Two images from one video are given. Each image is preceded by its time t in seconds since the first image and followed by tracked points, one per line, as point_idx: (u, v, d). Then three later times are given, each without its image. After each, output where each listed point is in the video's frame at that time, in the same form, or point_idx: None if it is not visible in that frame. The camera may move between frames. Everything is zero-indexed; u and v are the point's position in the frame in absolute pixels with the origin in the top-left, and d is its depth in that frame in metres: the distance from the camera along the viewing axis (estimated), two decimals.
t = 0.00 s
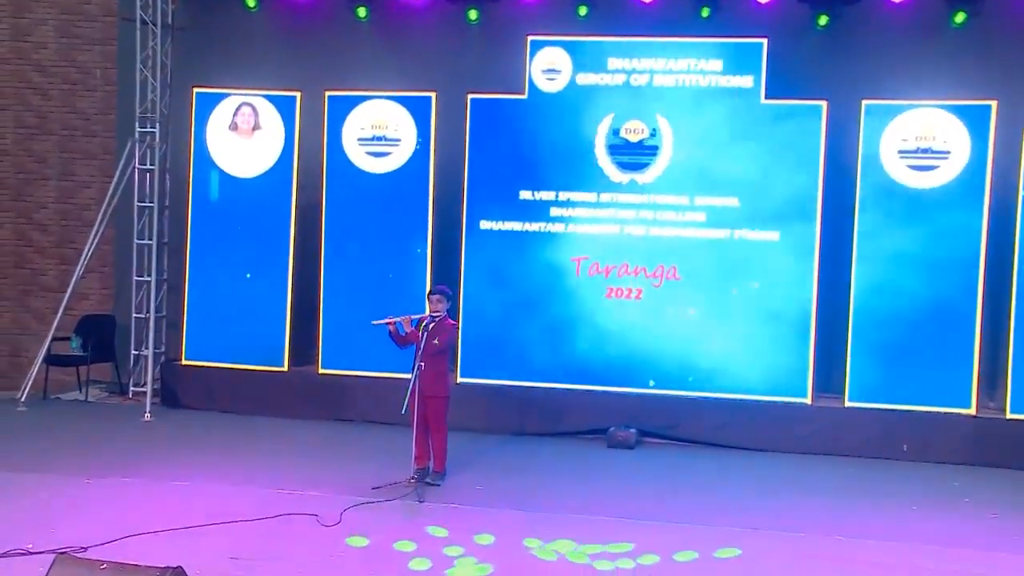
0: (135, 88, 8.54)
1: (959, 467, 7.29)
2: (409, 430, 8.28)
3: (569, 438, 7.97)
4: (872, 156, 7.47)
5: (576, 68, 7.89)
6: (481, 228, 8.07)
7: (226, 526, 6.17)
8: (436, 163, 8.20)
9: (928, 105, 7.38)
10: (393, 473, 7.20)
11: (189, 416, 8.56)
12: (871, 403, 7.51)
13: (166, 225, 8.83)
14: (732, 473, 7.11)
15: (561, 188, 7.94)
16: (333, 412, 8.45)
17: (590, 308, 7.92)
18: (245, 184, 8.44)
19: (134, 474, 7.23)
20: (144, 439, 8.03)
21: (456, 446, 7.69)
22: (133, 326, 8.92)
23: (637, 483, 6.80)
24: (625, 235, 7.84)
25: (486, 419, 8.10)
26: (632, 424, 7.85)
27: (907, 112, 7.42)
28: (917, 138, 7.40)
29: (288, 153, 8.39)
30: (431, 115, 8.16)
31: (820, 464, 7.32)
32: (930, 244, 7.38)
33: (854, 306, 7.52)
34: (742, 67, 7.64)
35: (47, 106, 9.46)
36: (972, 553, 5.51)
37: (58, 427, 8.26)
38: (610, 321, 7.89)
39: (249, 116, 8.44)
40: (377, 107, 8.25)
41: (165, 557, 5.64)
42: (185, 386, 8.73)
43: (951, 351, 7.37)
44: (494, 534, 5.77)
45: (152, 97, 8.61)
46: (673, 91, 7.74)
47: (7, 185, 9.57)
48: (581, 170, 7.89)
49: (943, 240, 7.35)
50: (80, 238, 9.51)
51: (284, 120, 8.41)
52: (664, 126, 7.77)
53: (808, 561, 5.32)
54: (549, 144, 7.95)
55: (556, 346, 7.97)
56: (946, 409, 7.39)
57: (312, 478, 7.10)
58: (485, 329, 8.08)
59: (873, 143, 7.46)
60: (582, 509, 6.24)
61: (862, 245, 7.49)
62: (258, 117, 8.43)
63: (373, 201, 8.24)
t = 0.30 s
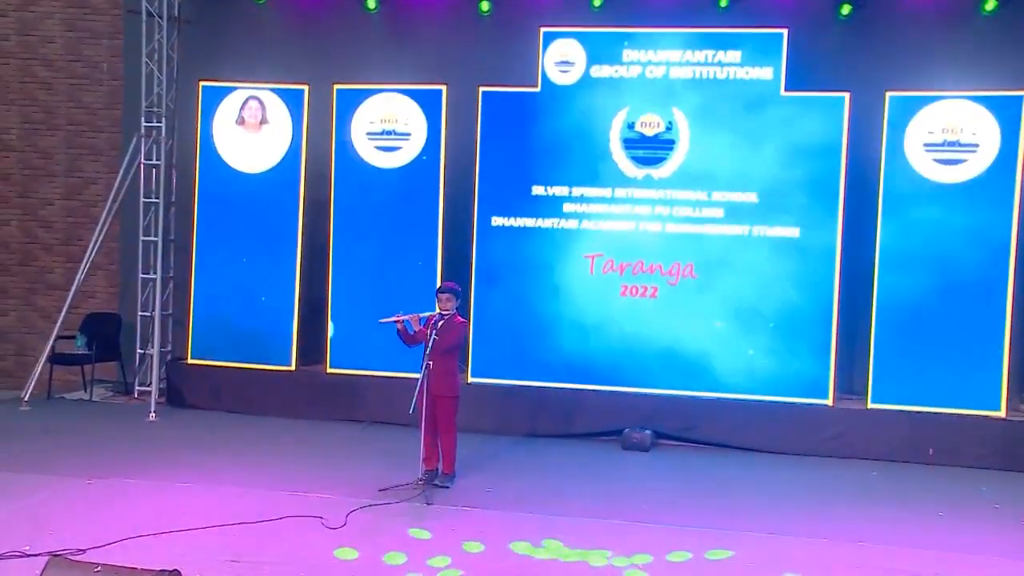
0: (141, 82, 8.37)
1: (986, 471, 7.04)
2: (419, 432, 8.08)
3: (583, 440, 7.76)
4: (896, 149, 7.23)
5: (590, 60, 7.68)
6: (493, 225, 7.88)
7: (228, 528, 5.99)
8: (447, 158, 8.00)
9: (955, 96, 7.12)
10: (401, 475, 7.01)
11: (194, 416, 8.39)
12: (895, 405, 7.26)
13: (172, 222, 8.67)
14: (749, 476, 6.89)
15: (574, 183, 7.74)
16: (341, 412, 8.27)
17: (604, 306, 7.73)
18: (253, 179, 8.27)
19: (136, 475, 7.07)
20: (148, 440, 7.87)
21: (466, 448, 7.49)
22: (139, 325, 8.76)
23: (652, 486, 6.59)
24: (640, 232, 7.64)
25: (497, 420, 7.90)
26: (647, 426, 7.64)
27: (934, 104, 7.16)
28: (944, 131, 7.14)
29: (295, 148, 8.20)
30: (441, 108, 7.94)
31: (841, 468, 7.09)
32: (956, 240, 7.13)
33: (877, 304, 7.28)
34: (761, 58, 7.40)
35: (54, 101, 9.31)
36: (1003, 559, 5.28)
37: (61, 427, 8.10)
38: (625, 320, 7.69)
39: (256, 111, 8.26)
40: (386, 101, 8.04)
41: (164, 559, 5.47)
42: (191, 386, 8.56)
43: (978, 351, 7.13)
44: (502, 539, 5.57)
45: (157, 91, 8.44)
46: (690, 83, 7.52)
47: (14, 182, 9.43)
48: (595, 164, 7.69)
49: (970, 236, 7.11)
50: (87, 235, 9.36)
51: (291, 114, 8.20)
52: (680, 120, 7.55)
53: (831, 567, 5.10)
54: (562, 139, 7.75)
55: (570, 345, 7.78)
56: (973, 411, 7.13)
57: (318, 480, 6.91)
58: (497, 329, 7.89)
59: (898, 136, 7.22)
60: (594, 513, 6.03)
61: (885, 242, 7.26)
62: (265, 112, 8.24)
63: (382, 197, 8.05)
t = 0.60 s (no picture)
0: (146, 75, 8.18)
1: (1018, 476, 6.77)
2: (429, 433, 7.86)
3: (598, 443, 7.53)
4: (924, 142, 6.97)
5: (606, 50, 7.46)
6: (505, 221, 7.66)
7: (229, 531, 5.79)
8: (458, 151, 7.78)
9: (986, 85, 6.85)
10: (410, 477, 6.79)
11: (199, 416, 8.19)
12: (922, 407, 6.99)
13: (177, 218, 8.48)
14: (770, 480, 6.64)
15: (589, 178, 7.51)
16: (350, 413, 8.06)
17: (619, 304, 7.49)
18: (260, 174, 8.07)
19: (137, 476, 6.87)
20: (151, 441, 7.67)
21: (477, 449, 7.27)
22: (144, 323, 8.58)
23: (669, 490, 6.34)
24: (657, 227, 7.40)
25: (509, 421, 7.68)
26: (664, 428, 7.40)
27: (964, 94, 6.90)
28: (975, 121, 6.88)
29: (303, 141, 7.99)
30: (452, 100, 7.73)
31: (866, 472, 6.83)
32: (987, 235, 6.86)
33: (903, 303, 7.02)
34: (783, 47, 7.15)
35: (60, 95, 9.14)
36: None
37: (63, 427, 7.92)
38: (641, 319, 7.45)
39: (263, 103, 8.06)
40: (396, 93, 7.84)
41: (160, 563, 5.27)
42: (197, 386, 8.36)
43: (1010, 351, 6.84)
44: (511, 543, 5.34)
45: (163, 83, 8.25)
46: (709, 74, 7.28)
47: (19, 177, 9.27)
48: (610, 158, 7.46)
49: (1001, 231, 6.83)
50: (93, 232, 9.19)
51: (299, 107, 8.00)
52: (698, 111, 7.32)
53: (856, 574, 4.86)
54: (577, 132, 7.53)
55: (583, 345, 7.54)
56: (1005, 413, 6.86)
57: (323, 482, 6.70)
58: (509, 328, 7.66)
59: (926, 128, 6.96)
60: (608, 517, 5.79)
61: (912, 238, 6.99)
62: (273, 104, 8.04)
63: (391, 192, 7.84)
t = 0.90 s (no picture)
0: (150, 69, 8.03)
1: None
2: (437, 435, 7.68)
3: (610, 445, 7.34)
4: (948, 135, 6.75)
5: (618, 42, 7.26)
6: (515, 217, 7.48)
7: (227, 534, 5.62)
8: (467, 146, 7.60)
9: (1012, 76, 6.62)
10: (416, 480, 6.60)
11: (203, 417, 8.03)
12: (946, 410, 6.77)
13: (181, 214, 8.32)
14: (788, 485, 6.42)
15: (602, 173, 7.32)
16: (356, 414, 7.88)
17: (632, 303, 7.29)
18: (265, 170, 7.91)
19: (136, 478, 6.71)
20: (152, 442, 7.50)
21: (486, 452, 7.07)
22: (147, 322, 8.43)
23: (683, 494, 6.13)
24: (671, 224, 7.20)
25: (519, 423, 7.49)
26: (678, 430, 7.20)
27: (990, 85, 6.68)
28: (1002, 113, 6.66)
29: (309, 136, 7.82)
30: (461, 94, 7.54)
31: (886, 477, 6.61)
32: (1013, 232, 6.63)
33: (926, 302, 6.80)
34: (802, 38, 6.93)
35: (64, 90, 9.00)
36: None
37: (64, 427, 7.77)
38: (655, 318, 7.24)
39: (268, 97, 7.89)
40: (403, 86, 7.66)
41: (155, 567, 5.10)
42: (200, 386, 8.21)
43: None
44: (519, 549, 5.14)
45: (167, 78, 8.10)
46: (725, 66, 7.08)
47: (23, 174, 9.12)
48: (623, 153, 7.27)
49: None
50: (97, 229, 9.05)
51: (305, 101, 7.83)
52: (714, 104, 7.12)
53: None
54: (589, 127, 7.34)
55: (595, 344, 7.35)
56: None
57: (327, 485, 6.52)
58: (519, 327, 7.47)
59: (950, 121, 6.74)
60: (619, 521, 5.58)
61: (936, 234, 6.77)
62: (278, 98, 7.87)
63: (400, 189, 7.67)
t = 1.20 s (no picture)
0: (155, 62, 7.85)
1: None
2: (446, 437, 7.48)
3: (625, 448, 7.12)
4: (978, 127, 6.50)
5: (634, 32, 7.04)
6: (528, 213, 7.27)
7: (226, 538, 5.42)
8: (478, 140, 7.40)
9: None
10: (424, 483, 6.40)
11: (208, 419, 7.86)
12: (975, 413, 6.51)
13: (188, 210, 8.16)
14: (809, 490, 6.18)
15: (617, 168, 7.10)
16: (365, 415, 7.69)
17: (648, 301, 7.06)
18: (271, 165, 7.72)
19: (137, 479, 6.53)
20: (155, 443, 7.32)
21: (497, 454, 6.86)
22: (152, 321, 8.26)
23: (700, 499, 5.89)
24: (689, 220, 6.98)
25: (532, 425, 7.28)
26: (695, 433, 6.97)
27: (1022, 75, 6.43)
28: None
29: (317, 130, 7.63)
30: (472, 87, 7.34)
31: (912, 483, 6.36)
32: None
33: (955, 300, 6.54)
34: (825, 27, 6.70)
35: (70, 84, 8.84)
36: None
37: (66, 428, 7.60)
38: (672, 317, 7.02)
39: (275, 91, 7.71)
40: (413, 79, 7.46)
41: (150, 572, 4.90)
42: (206, 386, 8.03)
43: None
44: (527, 556, 4.91)
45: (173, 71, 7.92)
46: (745, 56, 6.85)
47: (29, 170, 8.97)
48: (639, 146, 7.05)
49: None
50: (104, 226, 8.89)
51: (313, 94, 7.64)
52: (733, 96, 6.89)
53: None
54: (604, 120, 7.12)
55: (610, 344, 7.13)
56: None
57: (332, 487, 6.33)
58: (532, 325, 7.26)
59: (980, 112, 6.49)
60: (632, 527, 5.35)
61: (965, 230, 6.52)
62: (285, 91, 7.68)
63: (410, 184, 7.47)
